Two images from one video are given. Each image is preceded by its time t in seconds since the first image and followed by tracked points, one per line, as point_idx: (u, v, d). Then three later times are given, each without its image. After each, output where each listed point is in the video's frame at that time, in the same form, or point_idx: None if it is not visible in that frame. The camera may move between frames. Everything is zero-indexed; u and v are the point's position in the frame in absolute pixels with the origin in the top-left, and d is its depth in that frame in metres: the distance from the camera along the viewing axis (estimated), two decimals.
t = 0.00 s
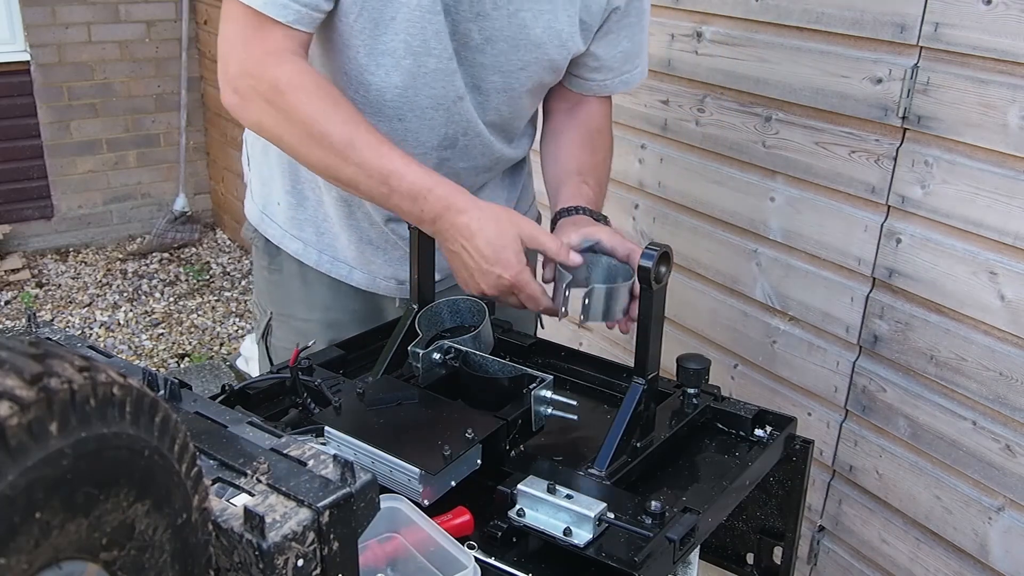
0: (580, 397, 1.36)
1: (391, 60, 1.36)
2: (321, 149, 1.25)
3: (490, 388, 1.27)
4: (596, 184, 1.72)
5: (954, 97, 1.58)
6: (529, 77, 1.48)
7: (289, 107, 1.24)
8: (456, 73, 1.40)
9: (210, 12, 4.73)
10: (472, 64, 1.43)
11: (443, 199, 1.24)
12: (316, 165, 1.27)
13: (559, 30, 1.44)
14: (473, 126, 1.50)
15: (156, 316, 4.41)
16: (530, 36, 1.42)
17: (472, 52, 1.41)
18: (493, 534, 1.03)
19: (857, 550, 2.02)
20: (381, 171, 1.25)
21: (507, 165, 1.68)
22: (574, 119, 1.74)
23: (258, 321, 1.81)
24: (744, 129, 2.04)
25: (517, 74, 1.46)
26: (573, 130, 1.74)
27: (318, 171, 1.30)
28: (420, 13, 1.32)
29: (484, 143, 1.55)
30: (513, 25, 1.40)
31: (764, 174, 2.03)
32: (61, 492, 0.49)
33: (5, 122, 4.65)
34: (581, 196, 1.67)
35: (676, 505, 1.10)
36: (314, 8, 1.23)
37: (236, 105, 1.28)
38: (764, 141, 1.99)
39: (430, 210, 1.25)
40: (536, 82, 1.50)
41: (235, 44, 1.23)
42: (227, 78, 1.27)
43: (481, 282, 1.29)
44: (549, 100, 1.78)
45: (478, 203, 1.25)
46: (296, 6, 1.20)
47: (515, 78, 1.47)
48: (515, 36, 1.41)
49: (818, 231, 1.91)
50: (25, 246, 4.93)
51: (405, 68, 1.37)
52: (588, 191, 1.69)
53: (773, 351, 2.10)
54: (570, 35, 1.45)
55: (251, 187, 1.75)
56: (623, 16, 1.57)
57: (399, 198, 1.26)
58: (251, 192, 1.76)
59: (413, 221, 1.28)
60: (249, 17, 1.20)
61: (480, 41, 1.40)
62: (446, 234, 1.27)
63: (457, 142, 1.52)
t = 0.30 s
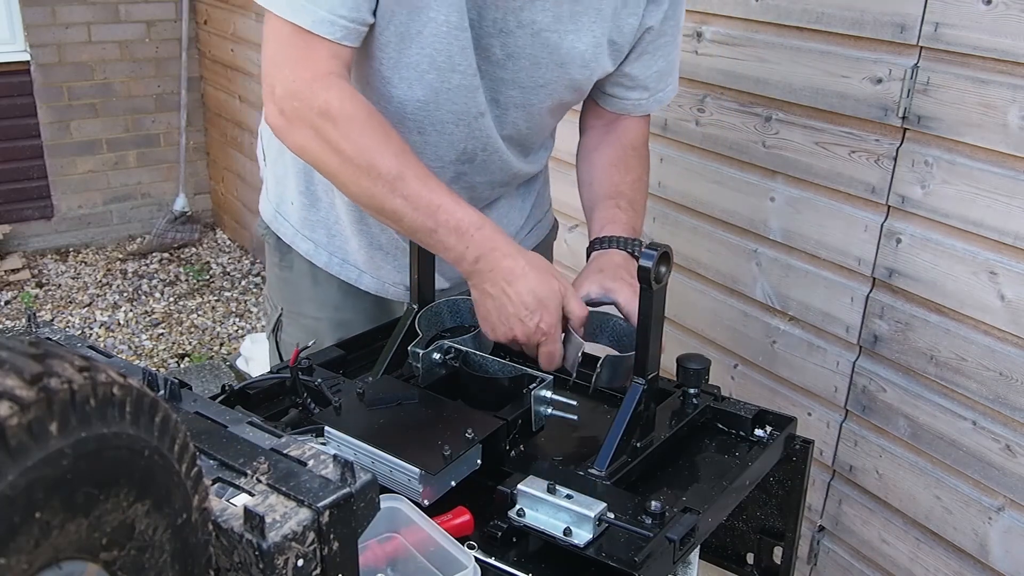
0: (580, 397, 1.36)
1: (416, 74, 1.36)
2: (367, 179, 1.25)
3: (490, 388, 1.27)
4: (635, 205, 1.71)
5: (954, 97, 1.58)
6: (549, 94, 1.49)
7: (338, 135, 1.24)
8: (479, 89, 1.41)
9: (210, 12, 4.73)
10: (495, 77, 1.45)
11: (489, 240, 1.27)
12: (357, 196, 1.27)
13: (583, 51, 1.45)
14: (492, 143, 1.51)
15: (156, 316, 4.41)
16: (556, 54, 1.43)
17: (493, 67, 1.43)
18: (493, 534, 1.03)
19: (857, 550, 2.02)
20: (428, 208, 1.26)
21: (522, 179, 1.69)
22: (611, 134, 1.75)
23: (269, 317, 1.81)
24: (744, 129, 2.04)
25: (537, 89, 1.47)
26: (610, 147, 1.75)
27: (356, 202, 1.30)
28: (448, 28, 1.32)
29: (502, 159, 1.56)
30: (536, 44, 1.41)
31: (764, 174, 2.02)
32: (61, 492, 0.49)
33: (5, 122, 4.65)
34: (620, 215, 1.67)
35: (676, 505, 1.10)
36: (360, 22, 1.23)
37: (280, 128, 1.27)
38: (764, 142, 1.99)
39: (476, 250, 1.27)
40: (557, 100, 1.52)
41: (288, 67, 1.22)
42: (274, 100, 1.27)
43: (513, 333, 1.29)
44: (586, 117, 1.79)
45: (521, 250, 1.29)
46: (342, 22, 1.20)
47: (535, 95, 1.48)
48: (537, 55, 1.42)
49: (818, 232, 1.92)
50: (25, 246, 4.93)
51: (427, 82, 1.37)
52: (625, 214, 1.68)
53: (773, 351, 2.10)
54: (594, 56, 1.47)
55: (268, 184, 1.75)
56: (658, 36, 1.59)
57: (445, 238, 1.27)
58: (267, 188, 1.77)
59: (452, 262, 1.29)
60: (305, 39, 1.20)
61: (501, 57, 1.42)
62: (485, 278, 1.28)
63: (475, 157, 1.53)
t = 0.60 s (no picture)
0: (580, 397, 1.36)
1: (418, 78, 1.36)
2: (374, 182, 1.26)
3: (490, 388, 1.27)
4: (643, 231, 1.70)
5: (954, 97, 1.58)
6: (552, 100, 1.50)
7: (345, 139, 1.25)
8: (483, 93, 1.41)
9: (210, 12, 4.73)
10: (498, 82, 1.45)
11: (496, 241, 1.29)
12: (365, 198, 1.28)
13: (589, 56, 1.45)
14: (497, 147, 1.51)
15: (156, 316, 4.41)
16: (556, 61, 1.43)
17: (495, 72, 1.44)
18: (493, 534, 1.03)
19: (857, 550, 2.02)
20: (436, 210, 1.27)
21: (531, 182, 1.69)
22: (620, 150, 1.74)
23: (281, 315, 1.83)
24: (744, 129, 2.04)
25: (538, 94, 1.47)
26: (619, 163, 1.74)
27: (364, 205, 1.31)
28: (450, 33, 1.32)
29: (508, 163, 1.57)
30: (538, 50, 1.41)
31: (764, 174, 2.02)
32: (61, 492, 0.49)
33: (5, 122, 4.66)
34: (625, 235, 1.67)
35: (676, 505, 1.10)
36: (366, 26, 1.23)
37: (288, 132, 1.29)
38: (764, 142, 1.99)
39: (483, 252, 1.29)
40: (560, 103, 1.52)
41: (295, 73, 1.23)
42: (282, 104, 1.28)
43: (524, 332, 1.30)
44: (591, 129, 1.78)
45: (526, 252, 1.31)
46: (349, 27, 1.20)
47: (536, 100, 1.48)
48: (539, 61, 1.42)
49: (818, 232, 1.91)
50: (25, 246, 4.93)
51: (430, 86, 1.37)
52: (632, 239, 1.67)
53: (774, 351, 2.10)
54: (598, 64, 1.47)
55: (278, 184, 1.75)
56: (663, 45, 1.58)
57: (453, 240, 1.28)
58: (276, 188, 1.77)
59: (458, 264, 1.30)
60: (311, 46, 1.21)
61: (503, 62, 1.42)
62: (493, 279, 1.30)
63: (480, 160, 1.53)
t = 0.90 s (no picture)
0: (579, 396, 1.36)
1: (414, 90, 1.36)
2: (354, 182, 1.25)
3: (490, 388, 1.27)
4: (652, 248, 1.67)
5: (954, 97, 1.58)
6: (537, 113, 1.50)
7: (325, 140, 1.24)
8: (478, 104, 1.41)
9: (210, 11, 4.73)
10: (487, 95, 1.45)
11: (481, 239, 1.26)
12: (347, 198, 1.27)
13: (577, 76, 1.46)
14: (490, 155, 1.51)
15: (156, 316, 4.41)
16: (543, 81, 1.43)
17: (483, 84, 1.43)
18: (493, 534, 1.03)
19: (857, 550, 2.02)
20: (417, 209, 1.25)
21: (523, 185, 1.68)
22: (632, 174, 1.74)
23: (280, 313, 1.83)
24: (744, 129, 2.04)
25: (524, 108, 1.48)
26: (631, 185, 1.74)
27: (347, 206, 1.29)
28: (446, 45, 1.32)
29: (502, 171, 1.57)
30: (526, 67, 1.41)
31: (764, 174, 2.02)
32: (61, 492, 0.49)
33: (5, 122, 4.66)
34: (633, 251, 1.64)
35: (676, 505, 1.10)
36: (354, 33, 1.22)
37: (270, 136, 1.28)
38: (764, 142, 1.99)
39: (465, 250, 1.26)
40: (544, 113, 1.52)
41: (276, 76, 1.23)
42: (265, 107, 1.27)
43: (514, 327, 1.29)
44: (609, 158, 1.79)
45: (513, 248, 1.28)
46: (338, 34, 1.20)
47: (525, 113, 1.49)
48: (526, 77, 1.42)
49: (818, 232, 1.91)
50: (25, 246, 4.93)
51: (426, 97, 1.38)
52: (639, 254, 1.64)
53: (774, 351, 2.10)
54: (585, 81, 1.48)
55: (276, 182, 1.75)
56: (667, 80, 1.61)
57: (435, 238, 1.26)
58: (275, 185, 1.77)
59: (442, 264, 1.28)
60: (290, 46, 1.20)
61: (492, 76, 1.42)
62: (479, 277, 1.27)
63: (474, 168, 1.54)
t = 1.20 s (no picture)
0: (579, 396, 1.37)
1: (411, 99, 1.37)
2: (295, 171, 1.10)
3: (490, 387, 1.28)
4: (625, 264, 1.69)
5: (954, 97, 1.58)
6: (527, 123, 1.51)
7: (269, 128, 1.11)
8: (473, 117, 1.42)
9: (210, 11, 4.73)
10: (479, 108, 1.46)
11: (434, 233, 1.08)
12: (289, 189, 1.11)
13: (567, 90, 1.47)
14: (485, 162, 1.52)
15: (156, 316, 4.41)
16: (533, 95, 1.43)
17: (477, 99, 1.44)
18: (493, 534, 1.03)
19: (857, 550, 2.02)
20: (362, 198, 1.09)
21: (517, 188, 1.69)
22: (599, 189, 1.74)
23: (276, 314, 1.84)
24: (744, 129, 2.04)
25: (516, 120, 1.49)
26: (599, 200, 1.73)
27: (290, 208, 1.13)
28: (443, 59, 1.32)
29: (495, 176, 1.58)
30: (518, 80, 1.41)
31: (764, 174, 2.03)
32: (61, 492, 0.49)
33: (5, 122, 4.66)
34: (609, 269, 1.65)
35: (676, 505, 1.10)
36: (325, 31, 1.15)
37: (213, 131, 1.15)
38: (764, 142, 1.99)
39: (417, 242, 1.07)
40: (532, 123, 1.53)
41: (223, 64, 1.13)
42: (209, 100, 1.16)
43: (484, 331, 1.07)
44: (569, 168, 1.78)
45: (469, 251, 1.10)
46: (309, 27, 1.12)
47: (516, 124, 1.50)
48: (517, 91, 1.43)
49: (818, 232, 1.92)
50: (25, 246, 4.93)
51: (422, 105, 1.38)
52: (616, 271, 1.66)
53: (773, 351, 2.10)
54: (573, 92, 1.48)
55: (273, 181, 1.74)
56: (639, 88, 1.60)
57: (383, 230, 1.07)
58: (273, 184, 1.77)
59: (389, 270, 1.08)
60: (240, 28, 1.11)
61: (484, 90, 1.42)
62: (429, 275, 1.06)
63: (469, 174, 1.55)
